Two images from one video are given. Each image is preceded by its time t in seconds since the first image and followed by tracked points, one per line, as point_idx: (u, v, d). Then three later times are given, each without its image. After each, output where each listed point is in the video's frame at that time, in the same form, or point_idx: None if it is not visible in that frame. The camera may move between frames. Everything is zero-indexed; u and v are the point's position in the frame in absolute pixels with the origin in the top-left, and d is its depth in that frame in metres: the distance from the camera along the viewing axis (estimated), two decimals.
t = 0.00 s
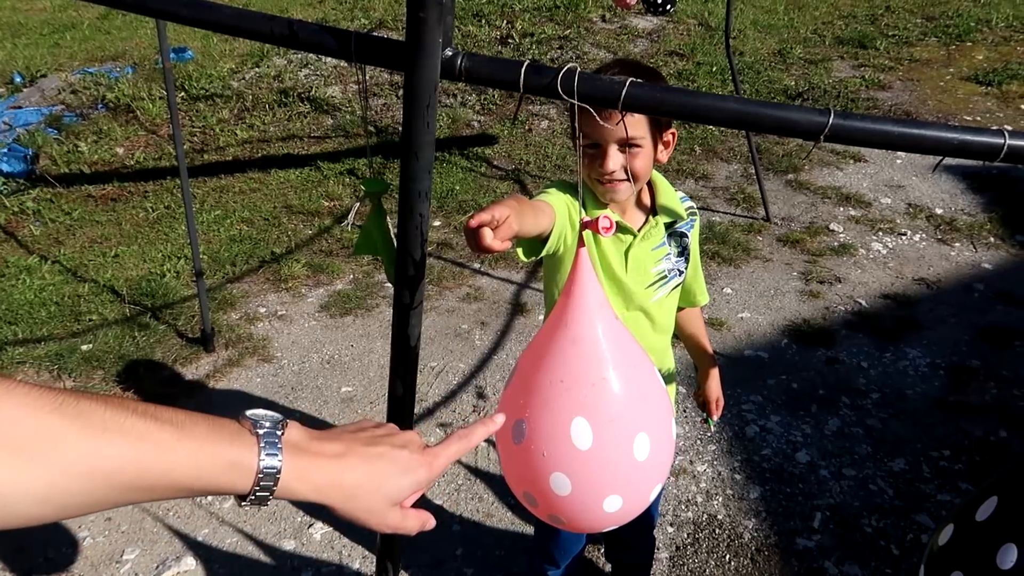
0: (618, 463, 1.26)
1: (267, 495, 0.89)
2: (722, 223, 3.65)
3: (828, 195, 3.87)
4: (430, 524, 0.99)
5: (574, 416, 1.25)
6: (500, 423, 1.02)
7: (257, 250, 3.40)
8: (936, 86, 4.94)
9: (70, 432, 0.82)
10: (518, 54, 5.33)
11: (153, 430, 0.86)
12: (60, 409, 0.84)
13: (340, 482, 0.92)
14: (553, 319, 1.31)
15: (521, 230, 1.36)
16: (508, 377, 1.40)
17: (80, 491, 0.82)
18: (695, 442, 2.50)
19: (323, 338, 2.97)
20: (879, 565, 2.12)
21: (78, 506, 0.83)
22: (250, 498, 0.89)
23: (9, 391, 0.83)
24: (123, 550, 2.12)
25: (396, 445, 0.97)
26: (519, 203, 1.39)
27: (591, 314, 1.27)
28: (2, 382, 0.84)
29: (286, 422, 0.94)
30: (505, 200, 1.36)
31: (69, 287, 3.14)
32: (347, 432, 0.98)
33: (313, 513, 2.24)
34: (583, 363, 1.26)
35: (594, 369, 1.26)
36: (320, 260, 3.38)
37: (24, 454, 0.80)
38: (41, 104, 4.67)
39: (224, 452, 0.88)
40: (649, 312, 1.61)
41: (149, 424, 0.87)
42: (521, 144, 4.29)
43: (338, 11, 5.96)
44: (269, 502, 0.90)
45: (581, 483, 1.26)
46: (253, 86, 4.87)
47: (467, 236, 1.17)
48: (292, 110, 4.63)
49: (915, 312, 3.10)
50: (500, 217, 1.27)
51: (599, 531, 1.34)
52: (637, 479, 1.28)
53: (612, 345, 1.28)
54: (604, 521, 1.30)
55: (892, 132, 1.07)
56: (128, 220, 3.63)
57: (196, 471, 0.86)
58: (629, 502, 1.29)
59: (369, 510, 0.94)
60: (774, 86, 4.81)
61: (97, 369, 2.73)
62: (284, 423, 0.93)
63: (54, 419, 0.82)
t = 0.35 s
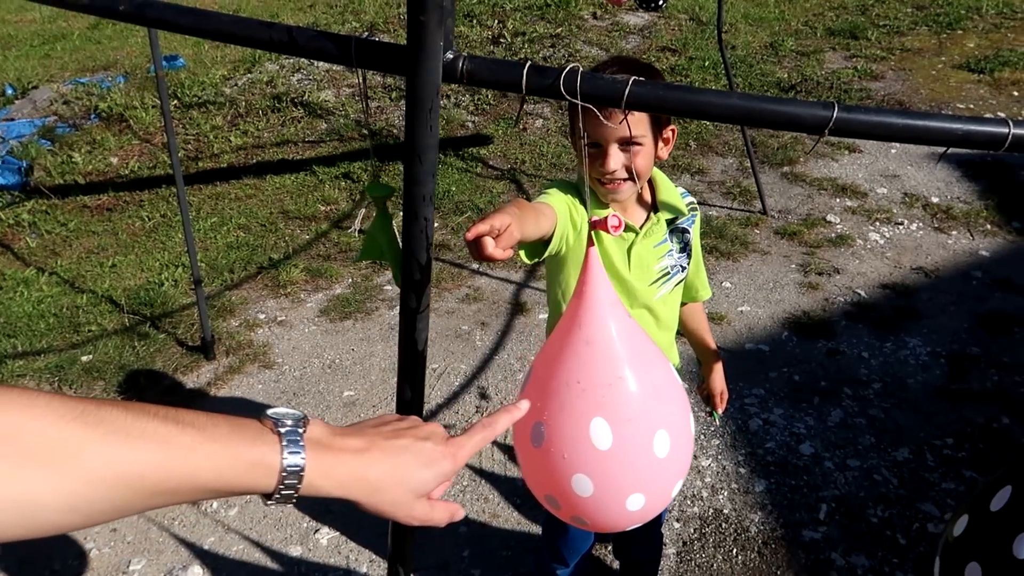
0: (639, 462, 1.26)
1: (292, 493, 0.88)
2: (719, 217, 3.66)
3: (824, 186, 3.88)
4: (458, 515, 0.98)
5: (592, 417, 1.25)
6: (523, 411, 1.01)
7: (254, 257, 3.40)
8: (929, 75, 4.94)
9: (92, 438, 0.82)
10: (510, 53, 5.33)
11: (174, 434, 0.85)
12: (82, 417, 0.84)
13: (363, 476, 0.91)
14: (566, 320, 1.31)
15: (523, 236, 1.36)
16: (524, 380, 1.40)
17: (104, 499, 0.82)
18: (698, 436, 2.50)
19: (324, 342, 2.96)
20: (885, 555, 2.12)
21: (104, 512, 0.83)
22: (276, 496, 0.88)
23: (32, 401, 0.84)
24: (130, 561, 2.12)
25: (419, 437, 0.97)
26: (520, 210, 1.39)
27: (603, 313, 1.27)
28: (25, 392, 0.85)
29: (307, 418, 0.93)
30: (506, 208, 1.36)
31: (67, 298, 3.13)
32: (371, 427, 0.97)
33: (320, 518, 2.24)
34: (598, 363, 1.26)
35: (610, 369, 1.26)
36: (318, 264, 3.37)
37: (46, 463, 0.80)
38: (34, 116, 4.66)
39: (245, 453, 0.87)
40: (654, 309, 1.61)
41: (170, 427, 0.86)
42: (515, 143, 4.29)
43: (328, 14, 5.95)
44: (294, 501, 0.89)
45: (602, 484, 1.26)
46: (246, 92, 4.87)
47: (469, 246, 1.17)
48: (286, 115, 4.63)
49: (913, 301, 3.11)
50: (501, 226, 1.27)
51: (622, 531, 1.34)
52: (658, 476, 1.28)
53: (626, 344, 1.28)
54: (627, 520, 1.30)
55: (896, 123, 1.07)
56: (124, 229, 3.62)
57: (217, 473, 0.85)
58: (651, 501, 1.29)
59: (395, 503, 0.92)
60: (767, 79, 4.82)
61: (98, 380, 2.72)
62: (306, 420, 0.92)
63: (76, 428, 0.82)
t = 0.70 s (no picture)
0: (643, 459, 1.26)
1: (306, 496, 0.88)
2: (718, 213, 3.66)
3: (823, 180, 3.88)
4: (470, 517, 0.98)
5: (596, 415, 1.25)
6: (533, 412, 1.01)
7: (253, 259, 3.40)
8: (925, 68, 4.94)
9: (109, 444, 0.82)
10: (506, 52, 5.32)
11: (189, 439, 0.85)
12: (98, 423, 0.84)
13: (375, 479, 0.90)
14: (569, 318, 1.31)
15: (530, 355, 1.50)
16: (528, 378, 1.41)
17: (120, 507, 0.82)
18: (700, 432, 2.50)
19: (325, 343, 2.96)
20: (889, 548, 2.13)
21: (120, 519, 0.82)
22: (290, 500, 0.88)
23: (47, 408, 0.83)
24: (134, 564, 2.12)
25: (430, 440, 0.96)
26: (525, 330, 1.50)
27: (607, 311, 1.27)
28: (40, 400, 0.85)
29: (319, 422, 0.93)
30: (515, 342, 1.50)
31: (67, 302, 3.13)
32: (382, 430, 0.97)
33: (323, 519, 2.24)
34: (602, 360, 1.26)
35: (614, 366, 1.26)
36: (317, 265, 3.37)
37: (63, 469, 0.80)
38: (31, 120, 4.66)
39: (261, 457, 0.87)
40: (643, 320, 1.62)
41: (186, 433, 0.86)
42: (513, 141, 4.29)
43: (324, 15, 5.95)
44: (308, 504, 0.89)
45: (607, 481, 1.26)
46: (243, 94, 4.86)
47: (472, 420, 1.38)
48: (283, 117, 4.63)
49: (913, 294, 3.11)
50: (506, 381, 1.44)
51: (627, 527, 1.34)
52: (663, 473, 1.28)
53: (630, 341, 1.28)
54: (632, 517, 1.30)
55: (898, 117, 1.07)
56: (123, 233, 3.62)
57: (233, 477, 0.85)
58: (656, 498, 1.29)
59: (406, 506, 0.92)
60: (764, 74, 4.82)
61: (99, 384, 2.72)
62: (318, 424, 0.91)
63: (92, 434, 0.82)
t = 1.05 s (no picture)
0: (637, 454, 1.26)
1: (308, 494, 0.89)
2: (718, 211, 3.67)
3: (823, 179, 3.88)
4: (472, 513, 1.00)
5: (590, 409, 1.26)
6: (533, 409, 1.02)
7: (254, 257, 3.40)
8: (926, 66, 4.95)
9: (112, 442, 0.83)
10: (507, 50, 5.33)
11: (192, 438, 0.86)
12: (101, 422, 0.84)
13: (377, 477, 0.91)
14: (565, 314, 1.33)
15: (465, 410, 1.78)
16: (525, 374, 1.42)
17: (123, 504, 0.83)
18: (700, 430, 2.51)
19: (325, 341, 2.97)
20: (887, 545, 2.13)
21: (124, 517, 0.83)
22: (293, 497, 0.89)
23: (50, 408, 0.84)
24: (136, 560, 2.13)
25: (432, 436, 0.97)
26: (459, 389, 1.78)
27: (602, 307, 1.28)
28: (44, 399, 0.86)
29: (321, 421, 0.94)
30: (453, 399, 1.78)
31: (69, 299, 3.14)
32: (383, 427, 0.98)
33: (324, 515, 2.24)
34: (597, 355, 1.27)
35: (608, 362, 1.27)
36: (318, 263, 3.37)
37: (69, 468, 0.81)
38: (31, 118, 4.67)
39: (262, 454, 0.88)
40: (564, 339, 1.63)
41: (188, 432, 0.87)
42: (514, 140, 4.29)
43: (325, 13, 5.95)
44: (310, 501, 0.90)
45: (601, 476, 1.27)
46: (244, 92, 4.87)
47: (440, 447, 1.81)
48: (284, 115, 4.63)
49: (913, 292, 3.11)
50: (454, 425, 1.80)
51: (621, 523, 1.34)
52: (657, 469, 1.29)
53: (625, 337, 1.29)
54: (626, 512, 1.31)
55: (894, 115, 1.08)
56: (124, 230, 3.63)
57: (235, 475, 0.86)
58: (650, 494, 1.30)
59: (410, 502, 0.93)
60: (765, 73, 4.82)
61: (100, 381, 2.74)
62: (320, 422, 0.92)
63: (96, 432, 0.83)
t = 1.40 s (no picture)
0: (656, 445, 1.28)
1: (330, 474, 0.87)
2: (731, 209, 3.66)
3: (837, 177, 3.87)
4: (491, 494, 0.96)
5: (610, 400, 1.28)
6: (549, 392, 1.00)
7: (269, 252, 3.43)
8: (941, 65, 4.92)
9: (139, 422, 0.82)
10: (520, 48, 5.34)
11: (217, 417, 0.85)
12: (129, 403, 0.83)
13: (395, 456, 0.89)
14: (584, 308, 1.34)
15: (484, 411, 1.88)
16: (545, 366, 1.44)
17: (150, 485, 0.81)
18: (712, 428, 2.51)
19: (339, 336, 2.99)
20: (900, 544, 2.14)
21: (151, 498, 0.82)
22: (315, 477, 0.87)
23: (78, 388, 0.83)
24: (153, 550, 2.16)
25: (450, 417, 0.95)
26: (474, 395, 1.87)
27: (621, 300, 1.30)
28: (72, 379, 0.85)
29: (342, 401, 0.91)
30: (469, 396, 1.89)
31: (86, 293, 3.18)
32: (401, 410, 0.96)
33: (338, 509, 2.27)
34: (616, 347, 1.29)
35: (627, 354, 1.28)
36: (332, 259, 3.40)
37: (97, 447, 0.80)
38: (49, 114, 4.72)
39: (287, 434, 0.86)
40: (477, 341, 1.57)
41: (214, 412, 0.85)
42: (526, 137, 4.30)
43: (339, 10, 5.98)
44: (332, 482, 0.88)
45: (620, 466, 1.29)
46: (258, 88, 4.90)
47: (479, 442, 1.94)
48: (298, 111, 4.66)
49: (927, 292, 3.11)
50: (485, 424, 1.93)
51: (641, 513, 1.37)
52: (677, 460, 1.30)
53: (644, 330, 1.30)
54: (646, 502, 1.33)
55: (909, 113, 1.07)
56: (140, 225, 3.66)
57: (260, 455, 0.84)
58: (670, 484, 1.32)
59: (427, 482, 0.91)
60: (778, 71, 4.81)
61: (117, 374, 2.77)
62: (340, 404, 0.90)
63: (124, 412, 0.82)
